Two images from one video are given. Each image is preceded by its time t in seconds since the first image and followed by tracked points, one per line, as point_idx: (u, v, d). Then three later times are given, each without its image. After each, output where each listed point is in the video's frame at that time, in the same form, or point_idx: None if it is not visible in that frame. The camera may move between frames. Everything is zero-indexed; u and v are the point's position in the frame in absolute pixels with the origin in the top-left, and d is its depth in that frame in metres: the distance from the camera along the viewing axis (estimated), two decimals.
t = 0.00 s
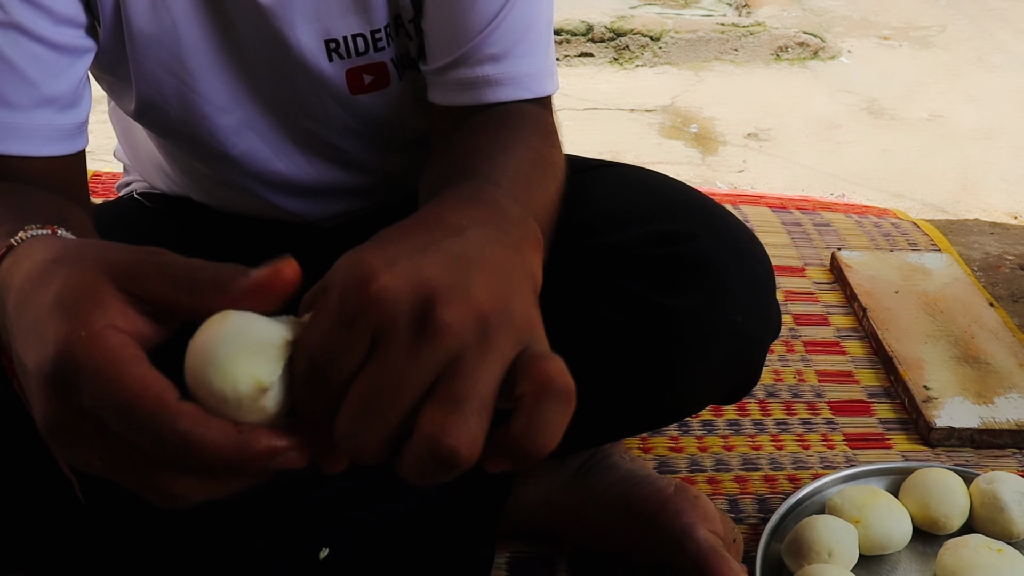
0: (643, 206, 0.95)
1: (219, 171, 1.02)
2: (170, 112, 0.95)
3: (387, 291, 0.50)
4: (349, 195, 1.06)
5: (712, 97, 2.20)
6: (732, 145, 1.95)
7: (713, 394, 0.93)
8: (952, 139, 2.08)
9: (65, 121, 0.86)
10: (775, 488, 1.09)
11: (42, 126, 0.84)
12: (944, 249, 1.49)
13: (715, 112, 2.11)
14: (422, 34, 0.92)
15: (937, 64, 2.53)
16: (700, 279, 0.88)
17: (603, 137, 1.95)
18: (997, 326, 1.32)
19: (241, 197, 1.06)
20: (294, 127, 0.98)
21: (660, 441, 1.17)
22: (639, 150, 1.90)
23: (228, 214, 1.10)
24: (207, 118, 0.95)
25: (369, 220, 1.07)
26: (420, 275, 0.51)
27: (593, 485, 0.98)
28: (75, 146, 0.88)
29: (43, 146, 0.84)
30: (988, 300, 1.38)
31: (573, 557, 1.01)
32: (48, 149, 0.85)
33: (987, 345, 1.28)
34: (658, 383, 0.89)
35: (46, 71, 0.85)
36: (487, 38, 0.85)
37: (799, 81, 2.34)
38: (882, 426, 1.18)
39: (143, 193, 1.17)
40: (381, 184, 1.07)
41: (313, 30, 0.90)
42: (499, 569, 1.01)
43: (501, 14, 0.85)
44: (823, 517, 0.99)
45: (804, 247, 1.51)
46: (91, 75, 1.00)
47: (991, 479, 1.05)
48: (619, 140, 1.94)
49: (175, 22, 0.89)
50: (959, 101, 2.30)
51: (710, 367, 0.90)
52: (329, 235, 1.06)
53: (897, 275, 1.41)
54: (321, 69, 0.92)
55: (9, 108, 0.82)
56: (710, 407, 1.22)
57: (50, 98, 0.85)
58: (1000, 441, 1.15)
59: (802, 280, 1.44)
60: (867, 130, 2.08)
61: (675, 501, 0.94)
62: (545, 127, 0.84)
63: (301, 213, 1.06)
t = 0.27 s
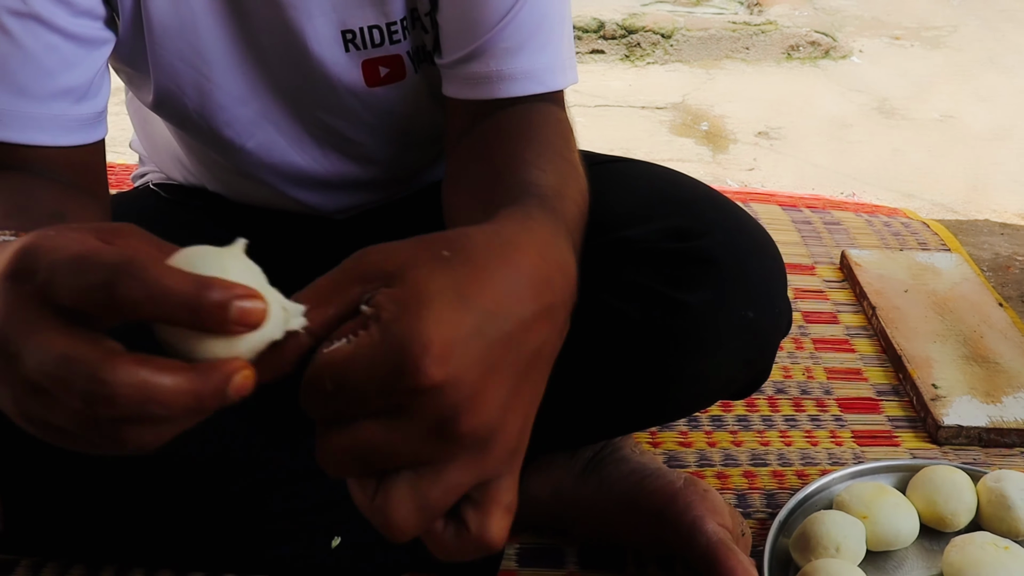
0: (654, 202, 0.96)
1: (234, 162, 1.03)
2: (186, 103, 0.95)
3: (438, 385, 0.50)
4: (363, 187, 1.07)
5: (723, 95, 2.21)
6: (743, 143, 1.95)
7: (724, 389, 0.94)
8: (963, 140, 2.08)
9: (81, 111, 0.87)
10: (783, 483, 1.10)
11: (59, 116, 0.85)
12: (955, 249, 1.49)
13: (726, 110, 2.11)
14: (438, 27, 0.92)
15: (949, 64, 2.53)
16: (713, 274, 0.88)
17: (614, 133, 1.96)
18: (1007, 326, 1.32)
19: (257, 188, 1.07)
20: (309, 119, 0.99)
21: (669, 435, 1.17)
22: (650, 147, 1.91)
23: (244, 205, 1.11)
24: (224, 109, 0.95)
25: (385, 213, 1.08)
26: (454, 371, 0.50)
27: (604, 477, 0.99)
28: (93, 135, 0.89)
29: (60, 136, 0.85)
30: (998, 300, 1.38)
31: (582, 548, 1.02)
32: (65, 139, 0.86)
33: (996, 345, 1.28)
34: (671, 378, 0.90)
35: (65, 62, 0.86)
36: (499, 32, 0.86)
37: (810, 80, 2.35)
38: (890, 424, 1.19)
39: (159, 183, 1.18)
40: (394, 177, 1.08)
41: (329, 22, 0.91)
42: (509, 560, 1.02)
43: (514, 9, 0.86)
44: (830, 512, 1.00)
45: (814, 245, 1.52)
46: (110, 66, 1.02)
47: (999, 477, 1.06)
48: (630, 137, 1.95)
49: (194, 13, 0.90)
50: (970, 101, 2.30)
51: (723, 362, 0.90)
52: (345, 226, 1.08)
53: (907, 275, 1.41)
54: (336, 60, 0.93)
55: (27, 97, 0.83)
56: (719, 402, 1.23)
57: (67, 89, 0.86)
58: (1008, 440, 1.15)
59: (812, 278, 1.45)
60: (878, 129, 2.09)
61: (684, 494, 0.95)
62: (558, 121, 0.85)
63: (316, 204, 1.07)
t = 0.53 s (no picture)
0: (671, 190, 0.96)
1: (252, 145, 1.04)
2: (205, 84, 0.97)
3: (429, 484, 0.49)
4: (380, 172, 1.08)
5: (738, 90, 2.21)
6: (756, 139, 1.95)
7: (738, 377, 0.95)
8: (978, 138, 2.08)
9: (102, 94, 0.88)
10: (795, 474, 1.10)
11: (79, 98, 0.86)
12: (968, 246, 1.49)
13: (740, 106, 2.11)
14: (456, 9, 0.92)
15: (964, 63, 2.52)
16: (728, 261, 0.89)
17: (628, 127, 1.97)
18: (1020, 322, 1.32)
19: (275, 172, 1.08)
20: (326, 102, 1.00)
21: (682, 425, 1.18)
22: (663, 141, 1.91)
23: (262, 189, 1.12)
24: (242, 88, 0.97)
25: (402, 199, 1.09)
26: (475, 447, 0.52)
27: (618, 464, 1.00)
28: (113, 118, 0.90)
29: (81, 118, 0.86)
30: (1012, 297, 1.38)
31: (594, 534, 1.03)
32: (85, 121, 0.86)
33: (1009, 341, 1.28)
34: (685, 364, 0.91)
35: (84, 43, 0.87)
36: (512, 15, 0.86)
37: (824, 77, 2.35)
38: (902, 417, 1.19)
39: (178, 168, 1.19)
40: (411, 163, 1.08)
41: (346, 5, 0.92)
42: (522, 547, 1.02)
43: None
44: (842, 502, 1.01)
45: (827, 240, 1.52)
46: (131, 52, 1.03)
47: (1011, 471, 1.06)
48: (644, 131, 1.95)
49: None
50: (985, 100, 2.29)
51: (737, 349, 0.91)
52: (362, 212, 1.09)
53: (920, 270, 1.41)
54: (354, 42, 0.94)
55: (47, 78, 0.84)
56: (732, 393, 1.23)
57: (87, 71, 0.87)
58: (1020, 435, 1.15)
59: (825, 273, 1.45)
60: (892, 126, 2.09)
61: (697, 481, 0.96)
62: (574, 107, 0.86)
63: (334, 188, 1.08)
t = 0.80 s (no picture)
0: (723, 166, 0.96)
1: (303, 120, 1.05)
2: (257, 61, 0.98)
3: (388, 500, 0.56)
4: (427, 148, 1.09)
5: (781, 72, 2.19)
6: (800, 121, 1.94)
7: (789, 354, 0.95)
8: None
9: (156, 68, 0.89)
10: (841, 454, 1.10)
11: (134, 71, 0.87)
12: (1019, 230, 1.47)
13: (783, 88, 2.09)
14: None
15: (1015, 46, 2.47)
16: (781, 238, 0.89)
17: (670, 108, 1.96)
18: None
19: (326, 146, 1.09)
20: (375, 77, 1.01)
21: (727, 404, 1.18)
22: (706, 122, 1.90)
23: (312, 164, 1.14)
24: (293, 64, 0.98)
25: (450, 174, 1.09)
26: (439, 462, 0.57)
27: (665, 440, 1.00)
28: (166, 93, 0.91)
29: (136, 91, 0.87)
30: None
31: (641, 510, 1.04)
32: (139, 94, 0.88)
33: None
34: (735, 341, 0.91)
35: (138, 17, 0.89)
36: None
37: (870, 60, 2.31)
38: (949, 399, 1.18)
39: (229, 143, 1.21)
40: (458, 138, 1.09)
41: None
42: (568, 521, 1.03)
43: None
44: (890, 482, 1.00)
45: (873, 222, 1.51)
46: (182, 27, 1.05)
47: None
48: (686, 112, 1.94)
49: None
50: None
51: (789, 325, 0.91)
52: (412, 187, 1.10)
53: (968, 253, 1.40)
54: (403, 16, 0.95)
55: (102, 50, 0.86)
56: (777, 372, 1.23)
57: (140, 44, 0.89)
58: None
59: (871, 255, 1.44)
60: (939, 110, 2.05)
61: (746, 458, 0.96)
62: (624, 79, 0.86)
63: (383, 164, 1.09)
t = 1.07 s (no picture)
0: (759, 150, 0.96)
1: (339, 104, 1.06)
2: (294, 42, 0.99)
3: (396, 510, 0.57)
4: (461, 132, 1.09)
5: (811, 64, 2.18)
6: (831, 113, 1.93)
7: (823, 339, 0.95)
8: None
9: (197, 48, 0.91)
10: (872, 442, 1.10)
11: (175, 51, 0.89)
12: None
13: (814, 79, 2.08)
14: None
15: None
16: (818, 224, 0.90)
17: (700, 98, 1.96)
18: None
19: (361, 130, 1.10)
20: (411, 60, 1.02)
21: (758, 391, 1.18)
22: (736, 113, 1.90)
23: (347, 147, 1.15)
24: (330, 46, 0.99)
25: (484, 158, 1.10)
26: (432, 493, 0.58)
27: (698, 426, 1.01)
28: (206, 73, 0.92)
29: (178, 71, 0.89)
30: None
31: (673, 495, 1.04)
32: (181, 74, 0.89)
33: None
34: (769, 325, 0.91)
35: None
36: None
37: (902, 52, 2.30)
38: (982, 390, 1.18)
39: (264, 126, 1.22)
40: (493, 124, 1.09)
41: None
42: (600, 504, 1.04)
43: None
44: (921, 471, 1.00)
45: (906, 214, 1.50)
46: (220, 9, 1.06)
47: None
48: (716, 103, 1.94)
49: None
50: None
51: (825, 310, 0.91)
52: (447, 171, 1.10)
53: (1002, 245, 1.38)
54: None
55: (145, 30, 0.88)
56: (807, 361, 1.24)
57: (181, 26, 0.91)
58: None
59: (903, 246, 1.43)
60: (972, 103, 2.04)
61: (779, 443, 0.96)
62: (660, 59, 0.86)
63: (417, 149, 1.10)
